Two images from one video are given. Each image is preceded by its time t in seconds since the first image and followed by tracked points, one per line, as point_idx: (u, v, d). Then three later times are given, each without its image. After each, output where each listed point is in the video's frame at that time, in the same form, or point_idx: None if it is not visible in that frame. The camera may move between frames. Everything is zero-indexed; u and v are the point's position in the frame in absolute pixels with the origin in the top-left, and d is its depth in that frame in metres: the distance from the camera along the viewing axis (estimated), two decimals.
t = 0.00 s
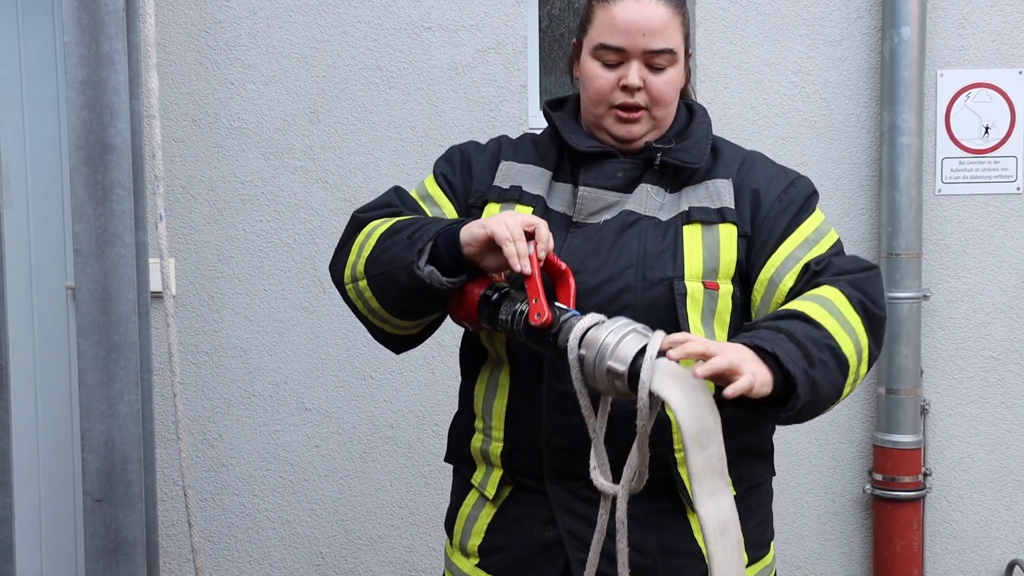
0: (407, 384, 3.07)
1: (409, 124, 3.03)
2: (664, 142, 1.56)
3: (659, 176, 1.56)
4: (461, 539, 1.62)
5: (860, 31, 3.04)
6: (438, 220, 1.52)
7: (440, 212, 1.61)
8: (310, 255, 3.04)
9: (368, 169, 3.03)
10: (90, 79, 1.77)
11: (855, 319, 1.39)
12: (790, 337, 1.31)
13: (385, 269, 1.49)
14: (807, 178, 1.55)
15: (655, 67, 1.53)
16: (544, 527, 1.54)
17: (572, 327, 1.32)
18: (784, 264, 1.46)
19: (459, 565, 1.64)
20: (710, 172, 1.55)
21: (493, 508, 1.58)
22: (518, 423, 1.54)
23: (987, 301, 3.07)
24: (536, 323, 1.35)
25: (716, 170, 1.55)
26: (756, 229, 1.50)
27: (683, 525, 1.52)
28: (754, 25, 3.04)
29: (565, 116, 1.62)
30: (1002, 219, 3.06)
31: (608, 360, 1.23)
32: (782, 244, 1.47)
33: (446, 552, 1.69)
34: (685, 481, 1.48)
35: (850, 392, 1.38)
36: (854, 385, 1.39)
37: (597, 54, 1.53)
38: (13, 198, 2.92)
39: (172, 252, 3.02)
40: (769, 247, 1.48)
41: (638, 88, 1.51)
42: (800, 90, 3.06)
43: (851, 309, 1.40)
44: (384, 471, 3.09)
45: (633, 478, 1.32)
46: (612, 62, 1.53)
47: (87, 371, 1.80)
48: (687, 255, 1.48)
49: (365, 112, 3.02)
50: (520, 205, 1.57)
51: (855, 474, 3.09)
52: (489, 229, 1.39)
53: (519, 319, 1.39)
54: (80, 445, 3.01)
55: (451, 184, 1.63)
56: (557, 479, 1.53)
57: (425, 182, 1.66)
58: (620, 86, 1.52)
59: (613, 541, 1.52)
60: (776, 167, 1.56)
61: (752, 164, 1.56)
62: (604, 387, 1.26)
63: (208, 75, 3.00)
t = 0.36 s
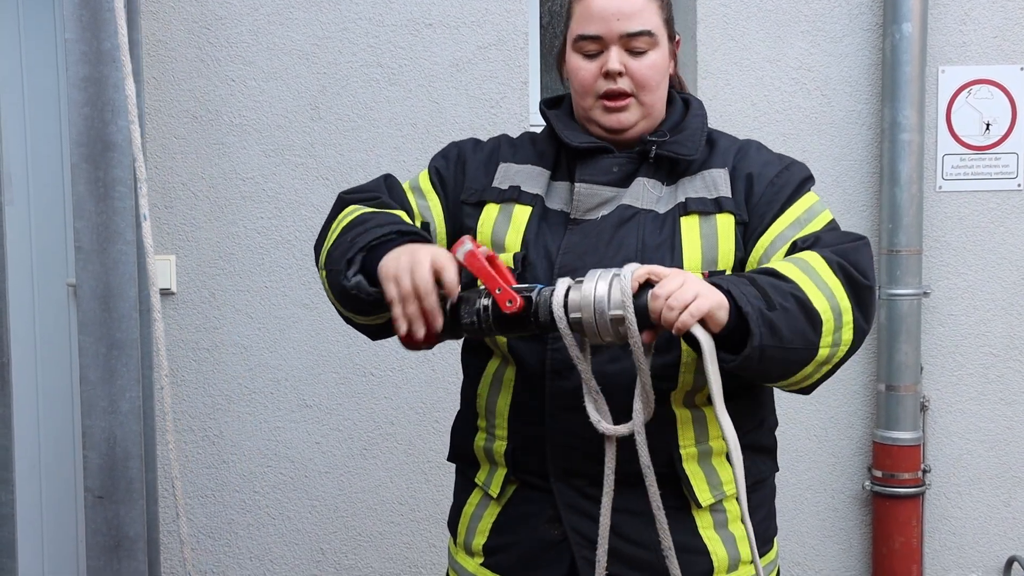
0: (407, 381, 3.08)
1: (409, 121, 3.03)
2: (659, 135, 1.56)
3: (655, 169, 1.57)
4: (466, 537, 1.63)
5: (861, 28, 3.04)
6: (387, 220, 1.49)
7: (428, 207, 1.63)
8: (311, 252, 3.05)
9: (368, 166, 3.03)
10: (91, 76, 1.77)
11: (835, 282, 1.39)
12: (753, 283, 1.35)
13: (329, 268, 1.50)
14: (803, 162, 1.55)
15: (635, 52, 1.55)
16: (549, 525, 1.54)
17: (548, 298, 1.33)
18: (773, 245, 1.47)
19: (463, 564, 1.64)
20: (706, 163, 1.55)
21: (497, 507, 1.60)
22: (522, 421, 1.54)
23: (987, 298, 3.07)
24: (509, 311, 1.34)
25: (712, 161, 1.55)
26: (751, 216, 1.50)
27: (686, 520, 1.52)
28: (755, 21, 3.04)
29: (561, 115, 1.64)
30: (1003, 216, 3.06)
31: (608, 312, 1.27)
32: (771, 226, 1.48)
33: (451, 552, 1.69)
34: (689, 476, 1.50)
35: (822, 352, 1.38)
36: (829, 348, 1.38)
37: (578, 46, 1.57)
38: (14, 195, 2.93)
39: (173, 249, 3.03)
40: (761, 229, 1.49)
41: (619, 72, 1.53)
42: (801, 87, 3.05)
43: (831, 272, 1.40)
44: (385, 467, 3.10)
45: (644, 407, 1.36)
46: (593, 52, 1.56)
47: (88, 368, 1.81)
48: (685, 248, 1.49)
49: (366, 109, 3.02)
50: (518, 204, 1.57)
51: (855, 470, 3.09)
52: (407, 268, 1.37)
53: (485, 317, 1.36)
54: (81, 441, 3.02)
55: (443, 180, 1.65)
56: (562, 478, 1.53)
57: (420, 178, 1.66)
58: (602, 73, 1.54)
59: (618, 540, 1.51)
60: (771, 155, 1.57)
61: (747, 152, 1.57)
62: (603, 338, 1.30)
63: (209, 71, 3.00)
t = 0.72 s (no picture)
0: (407, 380, 3.07)
1: (410, 119, 3.03)
2: (662, 131, 1.56)
3: (657, 165, 1.57)
4: (472, 539, 1.63)
5: (861, 27, 3.04)
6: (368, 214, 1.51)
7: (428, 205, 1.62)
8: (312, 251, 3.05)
9: (369, 165, 3.03)
10: (92, 75, 1.78)
11: (832, 279, 1.41)
12: (746, 261, 1.37)
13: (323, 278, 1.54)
14: (808, 160, 1.55)
15: (626, 52, 1.55)
16: (555, 524, 1.54)
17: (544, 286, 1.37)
18: (778, 244, 1.47)
19: (470, 565, 1.64)
20: (709, 159, 1.55)
21: (502, 507, 1.59)
22: (528, 421, 1.55)
23: (987, 297, 3.07)
24: (508, 300, 1.38)
25: (715, 157, 1.55)
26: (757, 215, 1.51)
27: (691, 519, 1.52)
28: (755, 21, 3.04)
29: (560, 111, 1.64)
30: (1004, 215, 3.06)
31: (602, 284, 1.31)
32: (779, 223, 1.48)
33: (457, 553, 1.69)
34: (695, 473, 1.49)
35: (813, 341, 1.39)
36: (821, 339, 1.39)
37: (570, 48, 1.57)
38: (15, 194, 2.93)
39: (174, 247, 3.03)
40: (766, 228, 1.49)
41: (609, 74, 1.53)
42: (801, 86, 3.05)
43: (828, 268, 1.41)
44: (385, 466, 3.10)
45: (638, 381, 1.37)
46: (583, 54, 1.56)
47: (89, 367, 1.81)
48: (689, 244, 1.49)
49: (367, 107, 3.02)
50: (519, 201, 1.57)
51: (855, 469, 3.09)
52: (404, 296, 1.40)
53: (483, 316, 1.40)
54: (82, 440, 3.02)
55: (442, 176, 1.65)
56: (567, 477, 1.52)
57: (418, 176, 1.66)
58: (593, 75, 1.55)
59: (624, 539, 1.52)
60: (777, 152, 1.57)
61: (752, 149, 1.57)
62: (603, 314, 1.34)
63: (210, 70, 3.01)
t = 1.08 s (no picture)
0: (407, 379, 3.07)
1: (410, 119, 3.02)
2: (669, 128, 1.56)
3: (664, 162, 1.57)
4: (473, 535, 1.62)
5: (861, 26, 3.04)
6: (445, 280, 1.43)
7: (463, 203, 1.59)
8: (311, 251, 3.04)
9: (369, 164, 3.03)
10: (92, 74, 1.77)
11: (833, 291, 1.41)
12: (751, 291, 1.36)
13: (395, 330, 1.45)
14: (813, 160, 1.56)
15: (638, 58, 1.55)
16: (556, 519, 1.54)
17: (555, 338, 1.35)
18: (783, 244, 1.49)
19: (470, 561, 1.63)
20: (715, 158, 1.56)
21: (504, 503, 1.59)
22: (534, 417, 1.57)
23: (987, 297, 3.07)
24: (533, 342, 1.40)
25: (722, 155, 1.56)
26: (764, 212, 1.52)
27: (695, 518, 1.52)
28: (755, 20, 3.04)
29: (567, 108, 1.64)
30: (1003, 214, 3.06)
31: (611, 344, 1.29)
32: (784, 222, 1.50)
33: (458, 550, 1.69)
34: (698, 472, 1.50)
35: (817, 361, 1.41)
36: (825, 357, 1.41)
37: (580, 53, 1.57)
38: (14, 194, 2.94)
39: (173, 247, 3.03)
40: (770, 226, 1.51)
41: (621, 80, 1.54)
42: (801, 85, 3.05)
43: (831, 280, 1.42)
44: (385, 466, 3.09)
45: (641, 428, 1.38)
46: (595, 59, 1.56)
47: (89, 366, 1.81)
48: (695, 241, 1.49)
49: (366, 107, 3.02)
50: (529, 193, 1.57)
51: (854, 469, 3.10)
52: (512, 375, 1.35)
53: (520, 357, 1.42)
54: (81, 439, 3.02)
55: (471, 173, 1.62)
56: (569, 472, 1.53)
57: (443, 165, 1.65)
58: (605, 81, 1.55)
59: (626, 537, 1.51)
60: (781, 150, 1.58)
61: (757, 148, 1.58)
62: (609, 367, 1.33)
63: (209, 70, 3.01)
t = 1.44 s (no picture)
0: (406, 378, 3.07)
1: (409, 117, 3.02)
2: (670, 132, 1.57)
3: (666, 165, 1.58)
4: (476, 534, 1.61)
5: (860, 25, 3.04)
6: (481, 301, 1.43)
7: (466, 217, 1.58)
8: (310, 249, 3.04)
9: (368, 162, 3.03)
10: (91, 72, 1.77)
11: (850, 284, 1.43)
12: (774, 284, 1.38)
13: (428, 352, 1.45)
14: (814, 159, 1.57)
15: (636, 65, 1.54)
16: (562, 520, 1.54)
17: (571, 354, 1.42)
18: (797, 247, 1.49)
19: (473, 561, 1.62)
20: (718, 160, 1.56)
21: (508, 503, 1.59)
22: (539, 417, 1.56)
23: (986, 295, 3.08)
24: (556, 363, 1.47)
25: (724, 157, 1.56)
26: (772, 215, 1.52)
27: (700, 516, 1.51)
28: (754, 19, 3.04)
29: (565, 113, 1.63)
30: (1002, 213, 3.06)
31: (617, 347, 1.36)
32: (796, 224, 1.50)
33: (459, 550, 1.67)
34: (705, 473, 1.50)
35: (837, 353, 1.42)
36: (844, 349, 1.43)
37: (578, 61, 1.56)
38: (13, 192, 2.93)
39: (172, 245, 3.03)
40: (782, 230, 1.51)
41: (620, 89, 1.53)
42: (800, 84, 3.06)
43: (847, 274, 1.43)
44: (384, 465, 3.09)
45: (655, 440, 1.43)
46: (593, 68, 1.55)
47: (88, 365, 1.80)
48: (704, 244, 1.50)
49: (365, 105, 3.02)
50: (531, 205, 1.56)
51: (854, 468, 3.10)
52: (553, 389, 1.40)
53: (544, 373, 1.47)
54: (79, 438, 3.02)
55: (470, 185, 1.61)
56: (576, 473, 1.53)
57: (439, 180, 1.63)
58: (603, 89, 1.54)
59: (628, 534, 1.52)
60: (782, 150, 1.59)
61: (759, 148, 1.58)
62: (620, 376, 1.39)
63: (209, 68, 3.00)
